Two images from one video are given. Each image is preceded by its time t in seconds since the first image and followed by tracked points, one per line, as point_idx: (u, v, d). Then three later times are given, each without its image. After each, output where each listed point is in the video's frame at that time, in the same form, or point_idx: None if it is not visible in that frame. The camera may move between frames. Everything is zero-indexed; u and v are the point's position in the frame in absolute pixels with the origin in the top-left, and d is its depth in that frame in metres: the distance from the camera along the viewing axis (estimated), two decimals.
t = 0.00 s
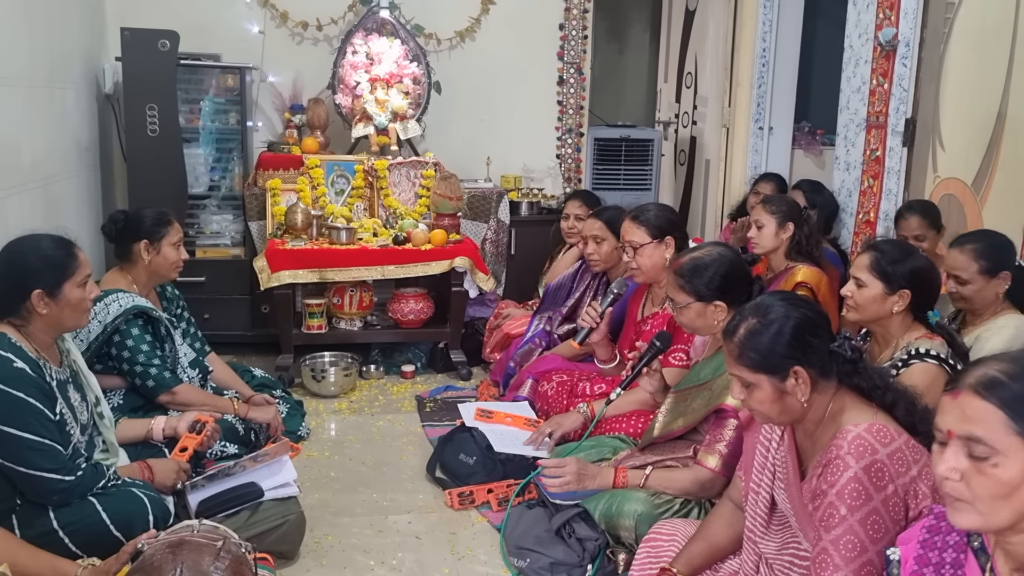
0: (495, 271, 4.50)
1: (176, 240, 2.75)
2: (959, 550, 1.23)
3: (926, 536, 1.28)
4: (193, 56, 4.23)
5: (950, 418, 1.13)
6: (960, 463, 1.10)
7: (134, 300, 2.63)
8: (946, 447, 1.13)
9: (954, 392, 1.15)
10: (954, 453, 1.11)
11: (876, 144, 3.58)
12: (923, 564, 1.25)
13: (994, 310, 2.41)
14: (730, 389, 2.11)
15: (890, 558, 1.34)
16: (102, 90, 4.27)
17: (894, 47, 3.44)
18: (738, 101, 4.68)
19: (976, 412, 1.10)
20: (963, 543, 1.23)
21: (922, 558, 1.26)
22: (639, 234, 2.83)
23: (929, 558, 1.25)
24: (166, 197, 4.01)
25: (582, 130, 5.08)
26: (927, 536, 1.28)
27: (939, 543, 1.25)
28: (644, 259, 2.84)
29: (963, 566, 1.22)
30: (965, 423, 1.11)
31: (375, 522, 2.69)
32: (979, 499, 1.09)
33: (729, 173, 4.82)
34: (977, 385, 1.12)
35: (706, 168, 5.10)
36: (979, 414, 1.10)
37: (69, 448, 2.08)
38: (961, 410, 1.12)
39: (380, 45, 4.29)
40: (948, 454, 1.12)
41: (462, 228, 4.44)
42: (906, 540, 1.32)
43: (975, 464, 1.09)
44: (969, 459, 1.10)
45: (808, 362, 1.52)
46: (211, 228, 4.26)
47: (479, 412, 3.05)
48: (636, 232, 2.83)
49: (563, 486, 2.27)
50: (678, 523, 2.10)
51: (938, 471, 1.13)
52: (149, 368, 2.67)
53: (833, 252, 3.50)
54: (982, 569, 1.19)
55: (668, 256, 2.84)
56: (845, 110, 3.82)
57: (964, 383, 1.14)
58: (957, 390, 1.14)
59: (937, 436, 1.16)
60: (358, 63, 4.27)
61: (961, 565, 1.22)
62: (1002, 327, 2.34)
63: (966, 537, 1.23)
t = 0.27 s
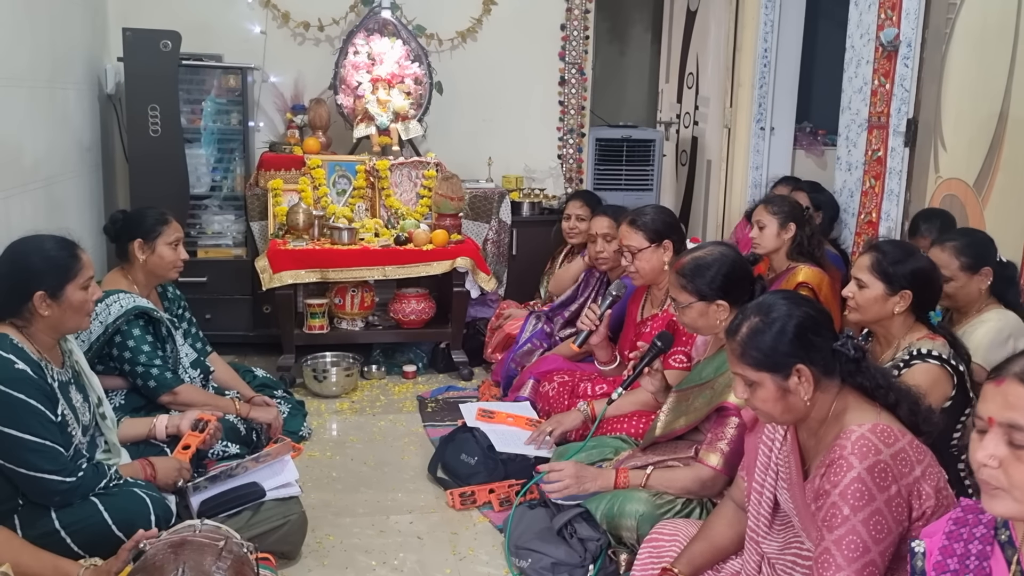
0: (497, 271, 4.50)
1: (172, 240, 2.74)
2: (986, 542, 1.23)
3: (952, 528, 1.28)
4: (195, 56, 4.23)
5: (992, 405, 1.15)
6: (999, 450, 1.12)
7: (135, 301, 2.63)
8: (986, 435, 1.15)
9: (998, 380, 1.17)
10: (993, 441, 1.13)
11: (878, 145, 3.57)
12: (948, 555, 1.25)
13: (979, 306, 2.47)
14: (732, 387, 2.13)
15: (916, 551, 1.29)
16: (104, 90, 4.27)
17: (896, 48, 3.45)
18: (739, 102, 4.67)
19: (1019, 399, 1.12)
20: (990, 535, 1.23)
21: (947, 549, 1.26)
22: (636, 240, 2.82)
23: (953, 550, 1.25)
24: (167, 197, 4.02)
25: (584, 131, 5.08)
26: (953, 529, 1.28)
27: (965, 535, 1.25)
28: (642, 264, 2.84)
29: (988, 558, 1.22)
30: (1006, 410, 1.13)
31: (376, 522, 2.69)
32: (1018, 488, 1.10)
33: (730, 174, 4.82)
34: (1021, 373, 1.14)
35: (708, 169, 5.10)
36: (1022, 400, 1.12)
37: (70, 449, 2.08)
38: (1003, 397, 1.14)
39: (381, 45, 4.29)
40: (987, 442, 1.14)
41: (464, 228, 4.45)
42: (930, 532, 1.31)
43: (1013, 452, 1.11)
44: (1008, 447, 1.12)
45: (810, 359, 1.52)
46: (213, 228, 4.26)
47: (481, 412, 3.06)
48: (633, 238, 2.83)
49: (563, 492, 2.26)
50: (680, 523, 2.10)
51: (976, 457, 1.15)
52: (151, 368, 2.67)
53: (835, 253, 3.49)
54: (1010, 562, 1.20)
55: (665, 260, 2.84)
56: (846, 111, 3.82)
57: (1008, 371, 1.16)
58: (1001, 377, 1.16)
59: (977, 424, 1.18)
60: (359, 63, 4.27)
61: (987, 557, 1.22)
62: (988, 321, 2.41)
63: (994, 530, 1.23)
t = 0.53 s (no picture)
0: (499, 272, 4.50)
1: (169, 238, 2.73)
2: (1001, 538, 1.26)
3: (968, 523, 1.30)
4: (197, 56, 4.23)
5: (1017, 400, 1.22)
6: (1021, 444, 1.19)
7: (137, 301, 2.63)
8: (1011, 428, 1.22)
9: None
10: (1018, 435, 1.20)
11: (880, 145, 3.57)
12: (962, 550, 1.28)
13: (971, 304, 2.51)
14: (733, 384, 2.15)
15: (931, 545, 1.32)
16: (106, 90, 4.28)
17: (899, 47, 3.40)
18: (740, 102, 4.67)
19: None
20: (1006, 531, 1.26)
21: (962, 544, 1.29)
22: (635, 241, 2.82)
23: (969, 545, 1.28)
24: (169, 197, 4.02)
25: (586, 131, 5.09)
26: (968, 523, 1.31)
27: (980, 531, 1.28)
28: (640, 266, 2.83)
29: (1003, 554, 1.25)
30: None
31: (379, 523, 2.69)
32: None
33: (732, 173, 4.81)
34: None
35: (710, 169, 5.10)
36: None
37: (73, 449, 2.09)
38: None
39: (383, 46, 4.29)
40: (1012, 436, 1.21)
41: (466, 229, 4.45)
42: (945, 528, 1.34)
43: None
44: None
45: (813, 358, 1.52)
46: (215, 229, 4.27)
47: (483, 412, 3.06)
48: (631, 241, 2.83)
49: (562, 495, 2.37)
50: (682, 523, 2.10)
51: (1000, 450, 1.21)
52: (153, 369, 2.67)
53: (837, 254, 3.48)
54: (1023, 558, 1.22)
55: (662, 264, 2.83)
56: (848, 111, 3.82)
57: None
58: None
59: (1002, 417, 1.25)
60: (361, 64, 4.27)
61: (1002, 552, 1.25)
62: (979, 318, 2.45)
63: (1010, 526, 1.26)
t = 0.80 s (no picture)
0: (501, 272, 4.50)
1: (173, 238, 2.74)
2: (1003, 539, 1.26)
3: (969, 524, 1.30)
4: (200, 56, 4.24)
5: None
6: None
7: (140, 302, 2.64)
8: None
9: None
10: (1021, 437, 1.20)
11: (882, 145, 3.57)
12: (964, 551, 1.28)
13: (974, 304, 2.50)
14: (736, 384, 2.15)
15: (933, 546, 1.32)
16: (109, 90, 4.29)
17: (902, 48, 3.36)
18: (743, 102, 4.67)
19: None
20: (1008, 532, 1.26)
21: (964, 545, 1.29)
22: (635, 244, 2.82)
23: (970, 545, 1.28)
24: (171, 198, 4.02)
25: (588, 131, 5.09)
26: (970, 524, 1.31)
27: (982, 532, 1.28)
28: (641, 267, 2.83)
29: (1005, 555, 1.25)
30: None
31: (381, 523, 2.69)
32: None
33: (734, 173, 4.80)
34: None
35: (713, 169, 5.10)
36: None
37: (76, 449, 2.09)
38: None
39: (385, 46, 4.29)
40: None
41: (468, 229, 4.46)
42: (947, 529, 1.34)
43: None
44: None
45: (813, 358, 1.52)
46: (218, 229, 4.28)
47: (485, 412, 3.03)
48: (632, 241, 2.82)
49: (564, 494, 2.36)
50: (684, 524, 2.09)
51: (1004, 452, 1.21)
52: (155, 368, 2.67)
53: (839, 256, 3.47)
54: None
55: (665, 263, 2.84)
56: (851, 111, 3.81)
57: None
58: None
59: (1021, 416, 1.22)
60: (364, 64, 4.27)
61: (1004, 554, 1.25)
62: (983, 319, 2.45)
63: (1012, 527, 1.26)
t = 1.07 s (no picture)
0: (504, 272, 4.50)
1: (179, 240, 2.74)
2: (1001, 543, 1.25)
3: (968, 527, 1.30)
4: (203, 57, 4.24)
5: None
6: None
7: (144, 302, 2.64)
8: None
9: None
10: (1017, 443, 1.20)
11: (886, 146, 3.56)
12: (962, 555, 1.28)
13: (981, 305, 2.50)
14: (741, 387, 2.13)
15: (932, 549, 1.33)
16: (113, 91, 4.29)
17: (905, 48, 3.41)
18: (746, 102, 4.66)
19: None
20: (1006, 536, 1.26)
21: (962, 548, 1.28)
22: (638, 239, 2.82)
23: (969, 549, 1.28)
24: (175, 198, 4.03)
25: (591, 132, 5.09)
26: (968, 528, 1.30)
27: (980, 535, 1.28)
28: (642, 265, 2.84)
29: (1003, 559, 1.24)
30: None
31: (383, 523, 2.70)
32: None
33: (738, 173, 4.80)
34: None
35: (715, 169, 5.10)
36: None
37: (80, 449, 2.09)
38: None
39: (388, 46, 4.29)
40: None
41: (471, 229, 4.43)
42: (946, 532, 1.34)
43: None
44: None
45: (814, 359, 1.51)
46: (221, 229, 4.28)
47: (488, 413, 3.04)
48: (635, 238, 2.83)
49: (568, 491, 2.32)
50: (687, 525, 2.09)
51: (1000, 459, 1.21)
52: (157, 370, 2.68)
53: (843, 257, 3.47)
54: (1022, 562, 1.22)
55: (666, 263, 2.83)
56: (854, 112, 3.81)
57: None
58: None
59: None
60: (367, 64, 4.28)
61: (1002, 557, 1.24)
62: (993, 321, 2.44)
63: (1010, 530, 1.26)
